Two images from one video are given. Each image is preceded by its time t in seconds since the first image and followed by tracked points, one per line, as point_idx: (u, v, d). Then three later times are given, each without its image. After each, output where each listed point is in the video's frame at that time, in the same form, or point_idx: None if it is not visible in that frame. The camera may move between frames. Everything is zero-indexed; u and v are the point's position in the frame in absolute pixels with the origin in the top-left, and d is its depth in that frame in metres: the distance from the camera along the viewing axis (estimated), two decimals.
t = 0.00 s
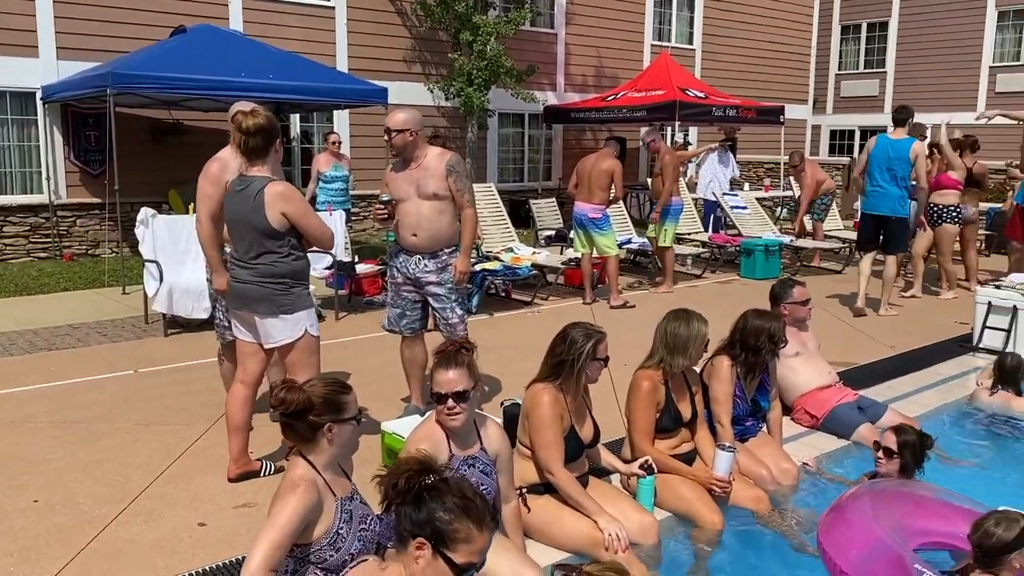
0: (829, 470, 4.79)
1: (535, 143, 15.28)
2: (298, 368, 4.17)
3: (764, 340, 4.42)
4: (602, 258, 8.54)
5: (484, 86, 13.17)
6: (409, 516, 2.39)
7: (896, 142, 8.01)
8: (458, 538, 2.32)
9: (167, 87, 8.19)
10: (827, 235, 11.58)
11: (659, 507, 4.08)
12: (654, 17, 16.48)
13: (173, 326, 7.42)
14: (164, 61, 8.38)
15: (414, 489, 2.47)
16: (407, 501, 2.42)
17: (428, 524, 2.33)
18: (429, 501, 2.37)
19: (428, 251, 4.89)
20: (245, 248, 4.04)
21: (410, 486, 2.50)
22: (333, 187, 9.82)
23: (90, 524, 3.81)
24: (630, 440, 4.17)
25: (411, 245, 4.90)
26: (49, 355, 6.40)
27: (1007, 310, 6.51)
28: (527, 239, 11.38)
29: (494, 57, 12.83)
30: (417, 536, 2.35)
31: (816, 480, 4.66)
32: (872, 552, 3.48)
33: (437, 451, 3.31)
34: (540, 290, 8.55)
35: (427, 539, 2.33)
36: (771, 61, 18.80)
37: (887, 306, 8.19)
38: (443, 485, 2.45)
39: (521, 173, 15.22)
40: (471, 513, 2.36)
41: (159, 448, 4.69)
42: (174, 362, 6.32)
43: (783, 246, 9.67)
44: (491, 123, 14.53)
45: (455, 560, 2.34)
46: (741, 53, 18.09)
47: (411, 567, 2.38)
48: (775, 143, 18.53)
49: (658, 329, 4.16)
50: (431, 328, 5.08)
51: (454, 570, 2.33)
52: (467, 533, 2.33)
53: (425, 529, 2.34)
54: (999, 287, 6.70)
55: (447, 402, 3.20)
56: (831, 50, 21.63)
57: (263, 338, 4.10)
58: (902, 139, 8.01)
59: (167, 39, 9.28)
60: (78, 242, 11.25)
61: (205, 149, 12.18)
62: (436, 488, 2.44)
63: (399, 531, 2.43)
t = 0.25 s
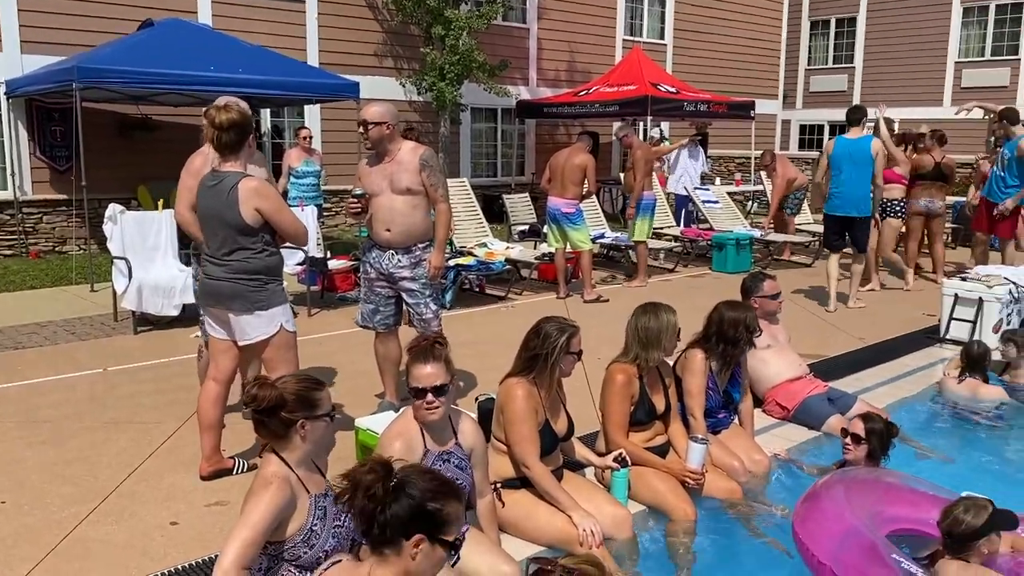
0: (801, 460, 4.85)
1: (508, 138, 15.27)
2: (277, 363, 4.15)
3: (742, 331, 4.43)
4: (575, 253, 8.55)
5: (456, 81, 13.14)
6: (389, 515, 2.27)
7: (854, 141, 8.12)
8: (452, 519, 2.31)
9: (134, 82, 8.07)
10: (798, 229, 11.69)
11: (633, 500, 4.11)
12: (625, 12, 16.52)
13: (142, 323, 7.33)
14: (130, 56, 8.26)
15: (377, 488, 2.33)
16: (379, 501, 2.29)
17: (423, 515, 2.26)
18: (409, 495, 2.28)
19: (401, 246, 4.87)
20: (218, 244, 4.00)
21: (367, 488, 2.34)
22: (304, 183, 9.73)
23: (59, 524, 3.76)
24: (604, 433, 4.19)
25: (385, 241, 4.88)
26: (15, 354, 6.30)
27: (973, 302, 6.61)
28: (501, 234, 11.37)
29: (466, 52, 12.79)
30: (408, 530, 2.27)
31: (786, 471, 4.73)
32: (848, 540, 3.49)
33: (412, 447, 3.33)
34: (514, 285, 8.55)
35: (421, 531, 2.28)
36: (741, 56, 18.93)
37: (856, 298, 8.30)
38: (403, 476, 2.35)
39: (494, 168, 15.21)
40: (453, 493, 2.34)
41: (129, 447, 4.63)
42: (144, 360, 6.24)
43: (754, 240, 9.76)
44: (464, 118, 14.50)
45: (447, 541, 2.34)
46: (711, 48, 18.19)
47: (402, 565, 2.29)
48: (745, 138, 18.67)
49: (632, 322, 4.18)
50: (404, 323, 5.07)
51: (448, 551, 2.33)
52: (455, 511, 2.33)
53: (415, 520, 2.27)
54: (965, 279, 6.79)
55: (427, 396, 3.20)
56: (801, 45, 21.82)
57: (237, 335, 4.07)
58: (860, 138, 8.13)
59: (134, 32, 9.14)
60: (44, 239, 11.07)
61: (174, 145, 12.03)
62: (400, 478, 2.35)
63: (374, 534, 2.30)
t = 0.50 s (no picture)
0: (769, 451, 4.93)
1: (477, 133, 15.25)
2: (251, 360, 4.11)
3: (713, 323, 4.46)
4: (545, 249, 8.57)
5: (424, 76, 13.08)
6: (365, 506, 2.31)
7: (809, 130, 8.24)
8: (415, 504, 2.43)
9: (96, 76, 7.94)
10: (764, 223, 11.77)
11: (604, 493, 4.15)
12: (593, 8, 16.56)
13: (107, 322, 7.22)
14: (91, 50, 8.12)
15: (347, 483, 2.35)
16: (353, 494, 2.32)
17: (398, 504, 2.35)
18: (381, 484, 2.35)
19: (370, 242, 4.85)
20: (186, 242, 3.95)
21: (335, 485, 2.35)
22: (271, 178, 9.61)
23: (23, 527, 3.69)
24: (574, 428, 4.22)
25: (353, 236, 4.86)
26: None
27: (935, 294, 6.74)
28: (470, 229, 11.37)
29: (434, 47, 12.73)
30: (384, 518, 2.34)
31: (754, 461, 4.79)
32: (819, 529, 3.54)
33: (384, 444, 3.29)
34: (484, 280, 8.55)
35: (395, 519, 2.36)
36: (707, 51, 19.08)
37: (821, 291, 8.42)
38: (364, 469, 2.40)
39: (463, 163, 15.18)
40: (410, 480, 2.45)
41: (94, 448, 4.56)
42: (109, 359, 6.15)
43: (721, 234, 9.85)
44: (432, 113, 14.45)
45: (408, 526, 2.45)
46: (678, 43, 18.30)
47: (375, 556, 2.35)
48: (712, 133, 18.83)
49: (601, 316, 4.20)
50: (374, 319, 5.06)
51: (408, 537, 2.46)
52: (415, 497, 2.45)
53: (388, 509, 2.35)
54: (927, 271, 6.91)
55: (401, 392, 3.19)
56: (766, 41, 22.02)
57: (208, 333, 4.02)
58: (814, 128, 8.25)
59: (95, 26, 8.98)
60: (4, 237, 10.85)
61: (138, 140, 11.85)
62: (364, 471, 2.40)
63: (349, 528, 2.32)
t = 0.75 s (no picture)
0: (741, 443, 4.98)
1: (449, 129, 15.21)
2: (227, 357, 4.06)
3: (687, 316, 4.47)
4: (518, 244, 8.57)
5: (395, 71, 13.02)
6: (328, 504, 2.30)
7: (778, 126, 8.29)
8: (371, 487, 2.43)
9: (60, 71, 7.80)
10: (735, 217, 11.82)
11: (579, 487, 4.18)
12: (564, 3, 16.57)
13: (74, 321, 7.11)
14: (55, 44, 7.97)
15: (305, 489, 2.33)
16: (314, 497, 2.30)
17: (358, 493, 2.34)
18: (339, 479, 2.34)
19: (342, 238, 4.83)
20: (158, 239, 3.89)
21: (293, 494, 2.33)
22: (241, 174, 9.49)
23: None
24: (548, 422, 4.23)
25: (325, 232, 4.84)
26: None
27: (903, 287, 6.84)
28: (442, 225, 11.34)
29: (405, 42, 12.66)
30: (349, 510, 2.34)
31: (726, 454, 4.84)
32: (796, 520, 3.58)
33: (358, 442, 3.26)
34: (457, 276, 8.54)
35: (359, 507, 2.37)
36: (678, 47, 19.18)
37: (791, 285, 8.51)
38: (315, 468, 2.38)
39: (435, 159, 15.13)
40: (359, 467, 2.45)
41: (62, 449, 4.49)
42: (77, 358, 6.06)
43: (692, 229, 9.92)
44: (404, 109, 14.39)
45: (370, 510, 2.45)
46: (649, 39, 18.38)
47: (348, 549, 2.36)
48: (683, 128, 18.94)
49: (576, 310, 4.21)
50: (346, 316, 5.03)
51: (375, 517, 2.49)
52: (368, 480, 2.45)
53: (349, 500, 2.35)
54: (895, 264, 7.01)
55: (375, 390, 3.17)
56: (735, 37, 22.18)
57: (183, 332, 3.97)
58: (783, 123, 8.30)
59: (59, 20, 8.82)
60: None
61: (104, 136, 11.66)
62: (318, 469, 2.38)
63: (317, 530, 2.31)
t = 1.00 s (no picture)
0: (712, 437, 5.01)
1: (417, 124, 15.13)
2: (200, 357, 4.00)
3: (658, 311, 4.48)
4: (488, 240, 8.55)
5: (363, 66, 12.92)
6: (292, 506, 2.28)
7: (753, 121, 8.34)
8: (334, 480, 2.41)
9: (19, 66, 7.62)
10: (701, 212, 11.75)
11: (552, 481, 4.19)
12: None
13: (36, 321, 6.97)
14: (13, 39, 7.78)
15: (265, 496, 2.28)
16: (277, 503, 2.27)
17: (323, 490, 2.33)
18: (300, 479, 2.31)
19: (310, 234, 4.78)
20: (128, 238, 3.82)
21: (254, 504, 2.27)
22: (206, 171, 9.36)
23: None
24: (521, 418, 4.23)
25: (292, 229, 4.78)
26: None
27: (868, 280, 6.94)
28: (411, 222, 11.29)
29: (372, 37, 12.57)
30: (315, 507, 2.33)
31: (697, 447, 4.87)
32: (769, 510, 3.61)
33: (329, 441, 3.22)
34: (427, 273, 8.50)
35: (324, 503, 2.35)
36: (645, 43, 19.25)
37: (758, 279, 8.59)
38: (273, 473, 2.32)
39: (403, 155, 15.05)
40: (319, 462, 2.41)
41: (26, 451, 4.40)
42: (39, 359, 5.94)
43: (660, 224, 9.98)
44: (371, 104, 14.29)
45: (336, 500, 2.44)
46: (616, 34, 18.42)
47: (319, 546, 2.35)
48: (651, 124, 19.03)
49: (548, 306, 4.20)
50: (314, 314, 4.99)
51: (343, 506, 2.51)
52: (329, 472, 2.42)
53: (314, 498, 2.33)
54: (861, 257, 7.10)
55: (346, 387, 3.15)
56: (701, 33, 22.30)
57: (156, 331, 3.90)
58: (758, 118, 8.35)
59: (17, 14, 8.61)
60: None
61: (64, 132, 11.43)
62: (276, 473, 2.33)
63: (285, 534, 2.28)
